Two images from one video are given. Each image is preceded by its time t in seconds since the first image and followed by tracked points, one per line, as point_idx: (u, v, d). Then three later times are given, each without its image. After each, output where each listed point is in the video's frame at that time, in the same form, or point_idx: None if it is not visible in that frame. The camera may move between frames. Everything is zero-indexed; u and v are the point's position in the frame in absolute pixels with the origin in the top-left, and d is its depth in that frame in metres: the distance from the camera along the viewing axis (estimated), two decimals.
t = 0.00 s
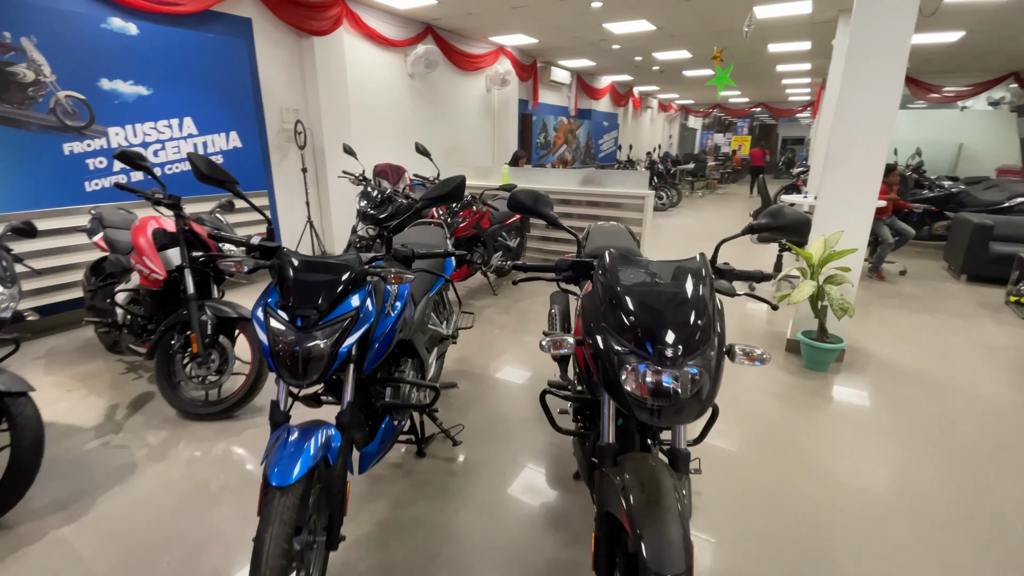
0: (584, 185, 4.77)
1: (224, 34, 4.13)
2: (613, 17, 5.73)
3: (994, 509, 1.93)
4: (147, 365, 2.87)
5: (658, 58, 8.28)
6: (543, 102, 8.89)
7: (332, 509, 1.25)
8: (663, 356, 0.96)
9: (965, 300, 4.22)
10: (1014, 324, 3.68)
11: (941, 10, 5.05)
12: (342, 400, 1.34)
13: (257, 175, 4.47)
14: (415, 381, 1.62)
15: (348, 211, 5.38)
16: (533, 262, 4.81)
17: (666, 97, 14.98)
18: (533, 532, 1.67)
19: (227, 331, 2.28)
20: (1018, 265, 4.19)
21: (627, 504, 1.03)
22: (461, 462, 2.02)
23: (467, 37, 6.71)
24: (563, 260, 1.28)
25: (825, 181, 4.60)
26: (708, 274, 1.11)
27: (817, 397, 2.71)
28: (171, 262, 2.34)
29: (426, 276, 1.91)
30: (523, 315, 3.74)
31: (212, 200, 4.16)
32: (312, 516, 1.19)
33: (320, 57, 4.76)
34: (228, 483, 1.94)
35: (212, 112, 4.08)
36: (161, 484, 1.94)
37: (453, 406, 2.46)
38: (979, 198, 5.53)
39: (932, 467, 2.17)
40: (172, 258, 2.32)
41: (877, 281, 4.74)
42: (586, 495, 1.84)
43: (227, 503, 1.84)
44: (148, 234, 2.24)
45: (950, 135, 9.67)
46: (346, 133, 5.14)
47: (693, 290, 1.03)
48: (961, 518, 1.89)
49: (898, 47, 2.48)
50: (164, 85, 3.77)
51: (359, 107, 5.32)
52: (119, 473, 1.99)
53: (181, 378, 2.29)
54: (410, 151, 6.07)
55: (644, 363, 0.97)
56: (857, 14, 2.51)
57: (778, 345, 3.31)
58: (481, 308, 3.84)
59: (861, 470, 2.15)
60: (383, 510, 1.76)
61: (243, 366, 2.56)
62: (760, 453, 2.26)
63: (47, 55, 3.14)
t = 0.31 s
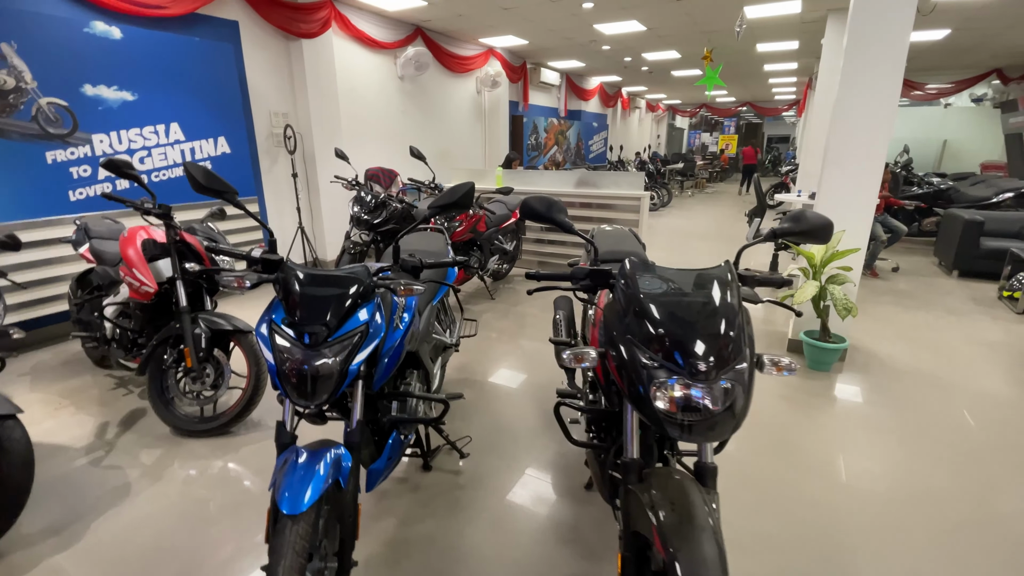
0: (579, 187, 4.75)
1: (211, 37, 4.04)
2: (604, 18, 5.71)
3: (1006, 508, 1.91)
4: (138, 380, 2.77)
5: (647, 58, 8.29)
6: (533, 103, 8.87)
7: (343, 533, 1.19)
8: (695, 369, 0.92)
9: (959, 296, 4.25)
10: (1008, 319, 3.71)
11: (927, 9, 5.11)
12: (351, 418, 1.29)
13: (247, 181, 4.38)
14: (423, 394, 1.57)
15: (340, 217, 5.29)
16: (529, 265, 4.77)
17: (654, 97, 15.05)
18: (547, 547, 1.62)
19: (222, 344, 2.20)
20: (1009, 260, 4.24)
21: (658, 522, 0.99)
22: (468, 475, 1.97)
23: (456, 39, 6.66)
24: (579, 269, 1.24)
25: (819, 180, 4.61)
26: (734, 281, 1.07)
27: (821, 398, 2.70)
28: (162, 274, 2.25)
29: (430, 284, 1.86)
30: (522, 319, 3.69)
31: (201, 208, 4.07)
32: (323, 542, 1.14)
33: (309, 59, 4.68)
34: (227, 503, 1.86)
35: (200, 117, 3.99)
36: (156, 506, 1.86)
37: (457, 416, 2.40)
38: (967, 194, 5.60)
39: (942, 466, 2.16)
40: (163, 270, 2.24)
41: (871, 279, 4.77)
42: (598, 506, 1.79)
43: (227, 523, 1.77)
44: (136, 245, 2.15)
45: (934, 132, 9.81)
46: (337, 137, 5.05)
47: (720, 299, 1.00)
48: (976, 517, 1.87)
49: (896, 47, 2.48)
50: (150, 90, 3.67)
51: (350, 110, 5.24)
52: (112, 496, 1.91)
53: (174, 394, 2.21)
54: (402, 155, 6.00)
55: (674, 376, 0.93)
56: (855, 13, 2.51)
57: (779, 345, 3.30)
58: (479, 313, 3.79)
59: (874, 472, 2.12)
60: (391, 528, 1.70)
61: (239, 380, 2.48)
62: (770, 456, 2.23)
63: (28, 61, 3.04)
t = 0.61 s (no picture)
0: (576, 186, 4.73)
1: (202, 38, 3.98)
2: (599, 16, 5.69)
3: (1013, 501, 1.91)
4: (135, 388, 2.73)
5: (641, 56, 8.28)
6: (527, 102, 8.84)
7: (353, 544, 1.17)
8: (714, 374, 0.90)
9: (956, 290, 4.27)
10: (1005, 312, 3.73)
11: (921, 4, 5.12)
12: (359, 427, 1.26)
13: (241, 183, 4.32)
14: (429, 399, 1.54)
15: (336, 218, 5.24)
16: (527, 265, 4.75)
17: (647, 94, 15.06)
18: (557, 552, 1.60)
19: (221, 351, 2.17)
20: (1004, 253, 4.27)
21: (676, 527, 0.97)
22: (474, 479, 1.95)
23: (450, 38, 6.61)
24: (590, 271, 1.21)
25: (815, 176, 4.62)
26: (749, 282, 1.06)
27: (825, 394, 2.70)
28: (158, 279, 2.22)
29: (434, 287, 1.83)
30: (522, 319, 3.67)
31: (195, 211, 4.01)
32: (332, 553, 1.11)
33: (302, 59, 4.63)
34: (230, 513, 1.83)
35: (192, 120, 3.93)
36: (157, 517, 1.82)
37: (461, 420, 2.38)
38: (961, 187, 5.63)
39: (948, 461, 2.15)
40: (160, 275, 2.21)
41: (868, 274, 4.79)
42: (607, 509, 1.78)
43: (231, 533, 1.74)
44: (132, 251, 2.11)
45: (926, 126, 9.87)
46: (332, 138, 5.00)
47: (737, 301, 0.98)
48: (984, 512, 1.86)
49: (895, 42, 2.47)
50: (141, 92, 3.61)
51: (344, 111, 5.19)
52: (112, 507, 1.87)
53: (173, 402, 2.18)
54: (397, 155, 5.96)
55: (692, 380, 0.92)
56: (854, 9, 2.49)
57: (781, 342, 3.30)
58: (478, 314, 3.76)
59: (882, 469, 2.11)
60: (399, 535, 1.67)
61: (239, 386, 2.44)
62: (776, 454, 2.22)
63: (16, 64, 2.98)
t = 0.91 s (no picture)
0: (576, 183, 4.73)
1: (200, 37, 3.97)
2: (598, 12, 5.66)
3: (1014, 499, 1.91)
4: (136, 389, 2.73)
5: (641, 52, 8.25)
6: (527, 99, 8.81)
7: (354, 546, 1.17)
8: (714, 375, 0.90)
9: (957, 287, 4.26)
10: (1007, 309, 3.73)
11: None
12: (359, 429, 1.26)
13: (240, 183, 4.32)
14: (430, 400, 1.54)
15: (337, 217, 5.24)
16: (527, 263, 4.75)
17: (647, 90, 15.01)
18: (558, 552, 1.60)
19: (222, 351, 2.17)
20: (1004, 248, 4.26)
21: (676, 528, 0.97)
22: (476, 478, 1.95)
23: (448, 35, 6.59)
24: (590, 272, 1.21)
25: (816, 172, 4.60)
26: (748, 283, 1.06)
27: (826, 392, 2.70)
28: (158, 280, 2.22)
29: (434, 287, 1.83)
30: (523, 318, 3.67)
31: (195, 211, 4.01)
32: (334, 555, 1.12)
33: (301, 58, 4.62)
34: (232, 513, 1.84)
35: (191, 119, 3.93)
36: (159, 518, 1.83)
37: (462, 419, 2.38)
38: (962, 183, 5.61)
39: (948, 458, 2.15)
40: (160, 276, 2.21)
41: (868, 271, 4.78)
42: (608, 508, 1.78)
43: (233, 534, 1.74)
44: (132, 252, 2.11)
45: (927, 121, 9.84)
46: (331, 137, 5.00)
47: (737, 302, 0.98)
48: (985, 510, 1.86)
49: (896, 39, 2.46)
50: (140, 92, 3.60)
51: (344, 109, 5.18)
52: (114, 508, 1.88)
53: (174, 402, 2.18)
54: (397, 153, 5.95)
55: (692, 383, 0.92)
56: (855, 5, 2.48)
57: (781, 339, 3.30)
58: (479, 312, 3.77)
59: (883, 468, 2.11)
60: (400, 535, 1.68)
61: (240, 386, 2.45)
62: (778, 453, 2.22)
63: (14, 64, 2.98)
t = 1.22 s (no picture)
0: (583, 177, 4.72)
1: (210, 30, 4.00)
2: (606, 4, 5.62)
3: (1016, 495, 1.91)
4: (148, 377, 2.80)
5: (650, 44, 8.18)
6: (535, 91, 8.78)
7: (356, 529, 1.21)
8: (706, 365, 0.92)
9: (967, 282, 4.22)
10: (1017, 305, 3.68)
11: None
12: (362, 415, 1.29)
13: (249, 176, 4.37)
14: (432, 389, 1.57)
15: (344, 210, 5.27)
16: (533, 257, 4.76)
17: (657, 82, 14.87)
18: (557, 540, 1.63)
19: (230, 341, 2.22)
20: (1018, 243, 4.20)
21: (668, 515, 1.00)
22: (477, 467, 1.99)
23: (456, 28, 6.58)
24: (588, 264, 1.22)
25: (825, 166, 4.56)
26: (743, 275, 1.07)
27: (829, 386, 2.69)
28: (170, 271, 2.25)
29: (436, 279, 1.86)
30: (527, 311, 3.69)
31: (204, 203, 4.06)
32: (336, 537, 1.15)
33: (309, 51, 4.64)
34: (240, 498, 1.89)
35: (201, 112, 3.97)
36: (170, 502, 1.88)
37: (465, 409, 2.41)
38: (976, 177, 5.52)
39: (950, 453, 2.15)
40: (170, 267, 2.16)
41: (878, 265, 4.74)
42: (608, 498, 1.81)
43: (241, 518, 1.79)
44: (142, 243, 2.15)
45: (942, 114, 9.67)
46: (339, 130, 5.03)
47: (731, 293, 0.99)
48: (986, 505, 1.86)
49: (904, 31, 2.43)
50: (150, 86, 3.65)
51: (351, 102, 5.20)
52: (126, 492, 1.94)
53: (185, 390, 2.23)
54: (404, 146, 5.96)
55: (685, 372, 0.93)
56: None
57: (786, 333, 3.29)
58: (484, 305, 3.79)
59: (884, 461, 2.12)
60: (403, 521, 1.72)
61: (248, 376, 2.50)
62: (779, 446, 2.23)
63: (28, 59, 3.03)
